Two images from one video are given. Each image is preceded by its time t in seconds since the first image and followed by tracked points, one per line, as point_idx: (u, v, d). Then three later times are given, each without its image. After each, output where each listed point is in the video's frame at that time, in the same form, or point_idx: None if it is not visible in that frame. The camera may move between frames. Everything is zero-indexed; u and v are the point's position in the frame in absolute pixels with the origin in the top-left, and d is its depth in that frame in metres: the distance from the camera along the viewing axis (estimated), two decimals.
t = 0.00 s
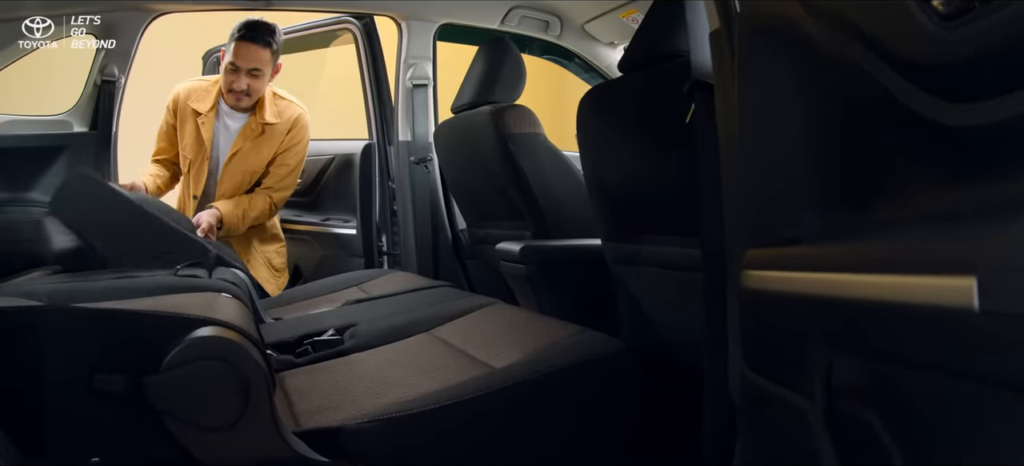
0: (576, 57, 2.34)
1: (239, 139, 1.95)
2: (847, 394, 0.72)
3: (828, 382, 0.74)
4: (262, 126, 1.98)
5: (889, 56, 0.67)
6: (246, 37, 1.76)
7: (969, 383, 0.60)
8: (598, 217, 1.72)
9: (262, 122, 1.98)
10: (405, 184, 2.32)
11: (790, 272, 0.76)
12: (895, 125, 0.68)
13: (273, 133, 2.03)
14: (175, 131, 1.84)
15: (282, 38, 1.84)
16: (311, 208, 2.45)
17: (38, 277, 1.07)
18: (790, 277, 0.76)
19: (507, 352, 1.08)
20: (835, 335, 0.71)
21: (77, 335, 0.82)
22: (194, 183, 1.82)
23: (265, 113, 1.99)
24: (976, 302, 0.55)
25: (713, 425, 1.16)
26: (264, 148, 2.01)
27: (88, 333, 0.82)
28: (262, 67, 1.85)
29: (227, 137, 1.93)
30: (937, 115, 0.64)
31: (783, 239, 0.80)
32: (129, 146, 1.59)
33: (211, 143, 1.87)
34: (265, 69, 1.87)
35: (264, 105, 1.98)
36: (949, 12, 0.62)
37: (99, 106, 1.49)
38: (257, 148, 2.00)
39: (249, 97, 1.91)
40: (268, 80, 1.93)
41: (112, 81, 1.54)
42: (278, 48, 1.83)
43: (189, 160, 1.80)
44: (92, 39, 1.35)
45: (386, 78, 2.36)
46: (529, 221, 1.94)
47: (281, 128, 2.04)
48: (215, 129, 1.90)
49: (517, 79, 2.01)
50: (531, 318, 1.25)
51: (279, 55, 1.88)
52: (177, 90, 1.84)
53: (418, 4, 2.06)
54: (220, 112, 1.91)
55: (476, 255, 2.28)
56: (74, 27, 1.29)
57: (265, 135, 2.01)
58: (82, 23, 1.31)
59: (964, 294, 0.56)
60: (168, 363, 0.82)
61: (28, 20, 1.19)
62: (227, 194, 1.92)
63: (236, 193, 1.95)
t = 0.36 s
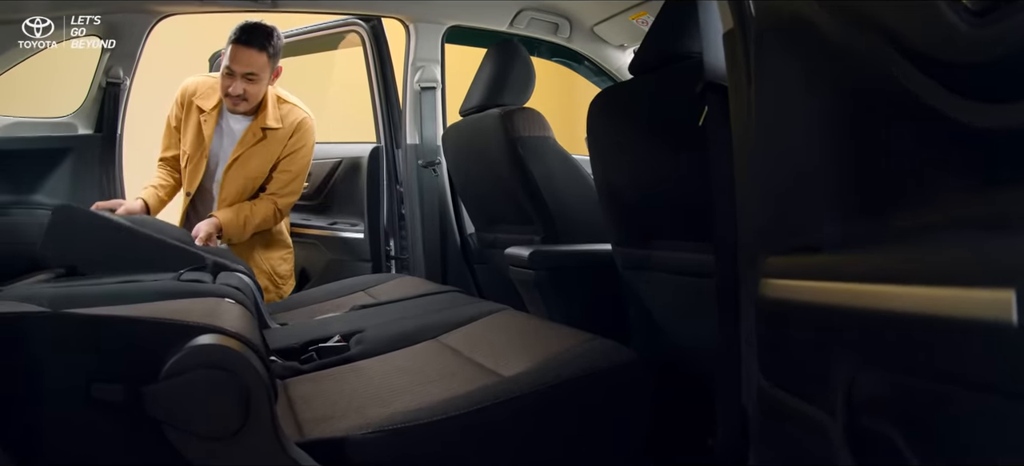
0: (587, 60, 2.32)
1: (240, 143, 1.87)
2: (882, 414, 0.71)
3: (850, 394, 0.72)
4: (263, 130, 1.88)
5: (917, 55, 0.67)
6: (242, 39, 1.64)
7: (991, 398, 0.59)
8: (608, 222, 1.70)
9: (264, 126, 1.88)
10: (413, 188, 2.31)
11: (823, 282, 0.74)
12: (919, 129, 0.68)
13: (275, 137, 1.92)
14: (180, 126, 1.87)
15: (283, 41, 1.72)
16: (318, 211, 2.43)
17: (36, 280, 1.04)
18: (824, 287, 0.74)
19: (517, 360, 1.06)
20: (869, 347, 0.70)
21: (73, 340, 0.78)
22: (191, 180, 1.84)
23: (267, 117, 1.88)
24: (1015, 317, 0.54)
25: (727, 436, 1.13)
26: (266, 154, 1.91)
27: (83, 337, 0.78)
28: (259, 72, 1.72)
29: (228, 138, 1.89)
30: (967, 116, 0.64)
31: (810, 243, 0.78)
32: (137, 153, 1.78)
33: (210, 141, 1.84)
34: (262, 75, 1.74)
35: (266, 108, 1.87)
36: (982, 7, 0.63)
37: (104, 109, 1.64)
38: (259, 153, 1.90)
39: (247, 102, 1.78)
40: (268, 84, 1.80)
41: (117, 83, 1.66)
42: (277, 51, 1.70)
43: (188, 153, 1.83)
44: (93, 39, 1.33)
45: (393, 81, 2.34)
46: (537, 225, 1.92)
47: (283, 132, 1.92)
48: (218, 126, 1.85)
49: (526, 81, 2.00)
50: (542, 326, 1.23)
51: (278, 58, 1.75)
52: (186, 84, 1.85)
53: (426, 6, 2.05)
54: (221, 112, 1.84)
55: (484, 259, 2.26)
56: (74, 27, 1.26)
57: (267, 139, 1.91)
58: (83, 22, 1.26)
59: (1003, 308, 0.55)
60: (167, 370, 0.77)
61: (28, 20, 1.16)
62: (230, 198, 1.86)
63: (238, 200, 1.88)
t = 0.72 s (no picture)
0: (598, 63, 2.31)
1: (250, 147, 1.89)
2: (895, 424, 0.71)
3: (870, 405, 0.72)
4: (273, 135, 1.91)
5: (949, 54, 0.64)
6: (252, 39, 1.62)
7: None
8: (618, 227, 1.68)
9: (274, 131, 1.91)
10: (421, 192, 2.29)
11: (833, 291, 0.75)
12: (942, 131, 0.66)
13: (285, 142, 1.95)
14: (195, 123, 1.82)
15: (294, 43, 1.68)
16: (324, 215, 2.42)
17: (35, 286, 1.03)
18: (836, 297, 0.75)
19: (528, 370, 1.04)
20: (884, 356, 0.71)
21: (70, 348, 0.76)
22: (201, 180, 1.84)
23: (278, 121, 1.91)
24: None
25: (742, 446, 1.10)
26: (275, 159, 1.94)
27: (80, 346, 0.76)
28: (267, 73, 1.69)
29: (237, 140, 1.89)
30: (992, 121, 0.61)
31: (817, 249, 0.77)
32: (142, 146, 1.76)
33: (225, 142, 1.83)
34: (271, 75, 1.70)
35: (277, 113, 1.90)
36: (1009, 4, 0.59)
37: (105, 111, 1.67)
38: (268, 158, 1.93)
39: (255, 104, 1.75)
40: (277, 86, 1.76)
41: (122, 86, 1.68)
42: (287, 53, 1.67)
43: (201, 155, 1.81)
44: (94, 40, 1.29)
45: (401, 84, 2.34)
46: (547, 229, 1.90)
47: (293, 138, 1.96)
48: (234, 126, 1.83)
49: (535, 83, 1.99)
50: (553, 334, 1.21)
51: (288, 60, 1.71)
52: (200, 82, 1.81)
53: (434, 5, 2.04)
54: (236, 113, 1.81)
55: (493, 264, 2.24)
56: (74, 27, 1.24)
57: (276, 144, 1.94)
58: (83, 22, 1.25)
59: None
60: (165, 380, 0.75)
61: (28, 20, 1.16)
62: (238, 202, 1.88)
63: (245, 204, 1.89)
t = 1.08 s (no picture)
0: (610, 64, 2.26)
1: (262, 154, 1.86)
2: (925, 433, 0.71)
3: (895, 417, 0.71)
4: (288, 141, 1.86)
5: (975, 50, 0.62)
6: (266, 44, 1.61)
7: None
8: (631, 231, 1.66)
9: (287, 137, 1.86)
10: (433, 194, 2.28)
11: (855, 300, 0.74)
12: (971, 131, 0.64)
13: (300, 149, 1.89)
14: (206, 130, 1.83)
15: (307, 49, 1.68)
16: (336, 218, 2.41)
17: (51, 288, 1.05)
18: (855, 304, 0.74)
19: (542, 378, 1.02)
20: (907, 368, 0.70)
21: (74, 353, 0.75)
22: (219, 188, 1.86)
23: (292, 127, 1.86)
24: None
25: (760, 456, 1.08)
26: (288, 167, 1.89)
27: (82, 351, 0.76)
28: (280, 79, 1.67)
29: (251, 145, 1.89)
30: None
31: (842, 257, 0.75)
32: (149, 145, 1.81)
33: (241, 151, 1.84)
34: (283, 82, 1.69)
35: (292, 119, 1.86)
36: None
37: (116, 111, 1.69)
38: (281, 165, 1.88)
39: (266, 110, 1.73)
40: (289, 93, 1.74)
41: (132, 88, 1.71)
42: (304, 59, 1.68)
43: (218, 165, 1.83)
44: (93, 39, 1.43)
45: (413, 85, 2.31)
46: (560, 232, 1.88)
47: (309, 145, 1.90)
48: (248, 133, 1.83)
49: (548, 85, 1.99)
50: (566, 339, 1.19)
51: (302, 67, 1.70)
52: (213, 86, 1.83)
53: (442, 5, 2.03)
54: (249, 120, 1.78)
55: (506, 268, 2.21)
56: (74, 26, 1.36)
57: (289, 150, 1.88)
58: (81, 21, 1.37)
59: None
60: (169, 387, 0.74)
61: (28, 20, 1.25)
62: (251, 208, 1.87)
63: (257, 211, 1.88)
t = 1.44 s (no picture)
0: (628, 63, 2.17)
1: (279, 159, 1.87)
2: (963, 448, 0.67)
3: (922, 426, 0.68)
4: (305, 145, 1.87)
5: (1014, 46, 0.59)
6: (279, 46, 1.61)
7: None
8: (649, 234, 1.63)
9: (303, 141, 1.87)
10: (450, 197, 2.25)
11: (882, 305, 0.71)
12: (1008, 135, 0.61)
13: (318, 152, 1.90)
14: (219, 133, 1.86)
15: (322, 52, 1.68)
16: (351, 221, 2.41)
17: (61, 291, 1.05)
18: (883, 311, 0.71)
19: (558, 384, 1.00)
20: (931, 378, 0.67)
21: (82, 358, 0.76)
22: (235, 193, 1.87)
23: (309, 130, 1.86)
24: None
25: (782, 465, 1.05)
26: (307, 171, 1.89)
27: (87, 358, 0.76)
28: (293, 82, 1.68)
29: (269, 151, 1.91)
30: None
31: (871, 261, 0.72)
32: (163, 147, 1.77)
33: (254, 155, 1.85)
34: (297, 85, 1.70)
35: (308, 122, 1.87)
36: None
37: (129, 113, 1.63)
38: (299, 169, 1.89)
39: (280, 114, 1.73)
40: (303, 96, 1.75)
41: (145, 89, 1.64)
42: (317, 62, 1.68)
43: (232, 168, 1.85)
44: (93, 39, 1.31)
45: (429, 87, 2.31)
46: (578, 236, 1.85)
47: (326, 147, 1.91)
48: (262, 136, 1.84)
49: (565, 87, 1.97)
50: (584, 345, 1.16)
51: (315, 70, 1.70)
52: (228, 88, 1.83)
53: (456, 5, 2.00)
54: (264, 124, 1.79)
55: (523, 272, 2.19)
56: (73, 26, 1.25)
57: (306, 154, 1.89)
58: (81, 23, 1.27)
59: None
60: (177, 394, 0.72)
61: (28, 21, 1.18)
62: (271, 213, 1.88)
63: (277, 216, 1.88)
